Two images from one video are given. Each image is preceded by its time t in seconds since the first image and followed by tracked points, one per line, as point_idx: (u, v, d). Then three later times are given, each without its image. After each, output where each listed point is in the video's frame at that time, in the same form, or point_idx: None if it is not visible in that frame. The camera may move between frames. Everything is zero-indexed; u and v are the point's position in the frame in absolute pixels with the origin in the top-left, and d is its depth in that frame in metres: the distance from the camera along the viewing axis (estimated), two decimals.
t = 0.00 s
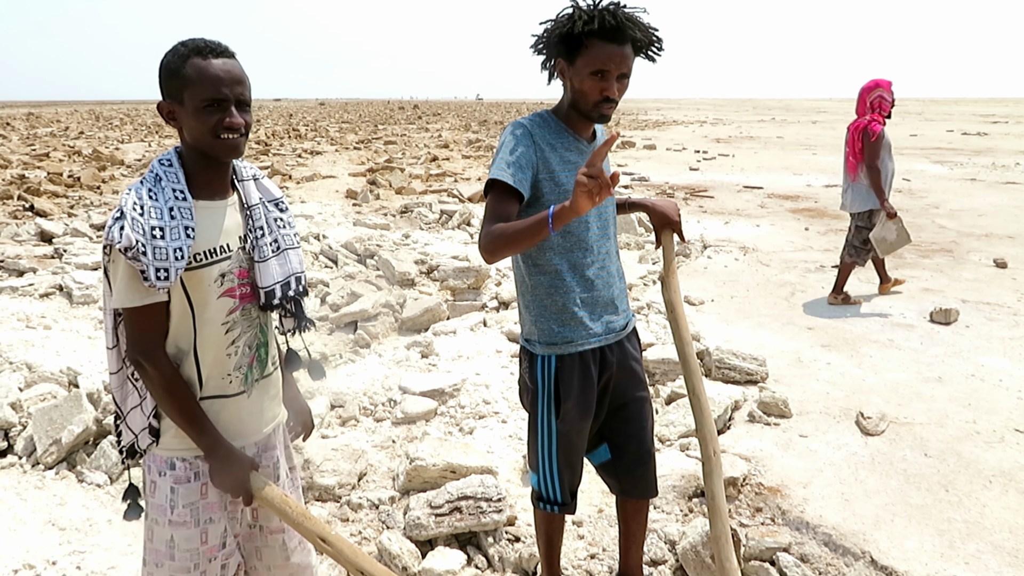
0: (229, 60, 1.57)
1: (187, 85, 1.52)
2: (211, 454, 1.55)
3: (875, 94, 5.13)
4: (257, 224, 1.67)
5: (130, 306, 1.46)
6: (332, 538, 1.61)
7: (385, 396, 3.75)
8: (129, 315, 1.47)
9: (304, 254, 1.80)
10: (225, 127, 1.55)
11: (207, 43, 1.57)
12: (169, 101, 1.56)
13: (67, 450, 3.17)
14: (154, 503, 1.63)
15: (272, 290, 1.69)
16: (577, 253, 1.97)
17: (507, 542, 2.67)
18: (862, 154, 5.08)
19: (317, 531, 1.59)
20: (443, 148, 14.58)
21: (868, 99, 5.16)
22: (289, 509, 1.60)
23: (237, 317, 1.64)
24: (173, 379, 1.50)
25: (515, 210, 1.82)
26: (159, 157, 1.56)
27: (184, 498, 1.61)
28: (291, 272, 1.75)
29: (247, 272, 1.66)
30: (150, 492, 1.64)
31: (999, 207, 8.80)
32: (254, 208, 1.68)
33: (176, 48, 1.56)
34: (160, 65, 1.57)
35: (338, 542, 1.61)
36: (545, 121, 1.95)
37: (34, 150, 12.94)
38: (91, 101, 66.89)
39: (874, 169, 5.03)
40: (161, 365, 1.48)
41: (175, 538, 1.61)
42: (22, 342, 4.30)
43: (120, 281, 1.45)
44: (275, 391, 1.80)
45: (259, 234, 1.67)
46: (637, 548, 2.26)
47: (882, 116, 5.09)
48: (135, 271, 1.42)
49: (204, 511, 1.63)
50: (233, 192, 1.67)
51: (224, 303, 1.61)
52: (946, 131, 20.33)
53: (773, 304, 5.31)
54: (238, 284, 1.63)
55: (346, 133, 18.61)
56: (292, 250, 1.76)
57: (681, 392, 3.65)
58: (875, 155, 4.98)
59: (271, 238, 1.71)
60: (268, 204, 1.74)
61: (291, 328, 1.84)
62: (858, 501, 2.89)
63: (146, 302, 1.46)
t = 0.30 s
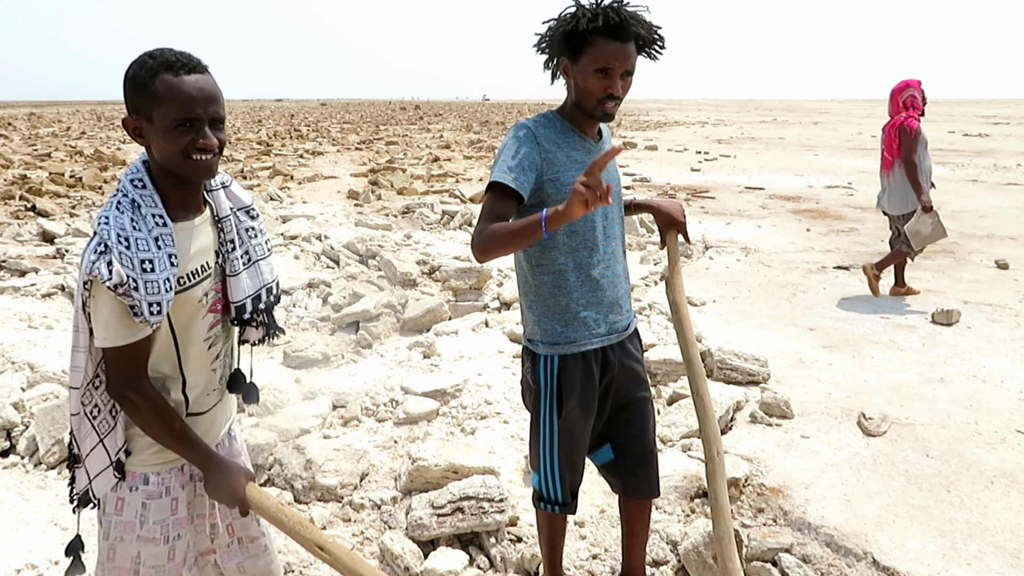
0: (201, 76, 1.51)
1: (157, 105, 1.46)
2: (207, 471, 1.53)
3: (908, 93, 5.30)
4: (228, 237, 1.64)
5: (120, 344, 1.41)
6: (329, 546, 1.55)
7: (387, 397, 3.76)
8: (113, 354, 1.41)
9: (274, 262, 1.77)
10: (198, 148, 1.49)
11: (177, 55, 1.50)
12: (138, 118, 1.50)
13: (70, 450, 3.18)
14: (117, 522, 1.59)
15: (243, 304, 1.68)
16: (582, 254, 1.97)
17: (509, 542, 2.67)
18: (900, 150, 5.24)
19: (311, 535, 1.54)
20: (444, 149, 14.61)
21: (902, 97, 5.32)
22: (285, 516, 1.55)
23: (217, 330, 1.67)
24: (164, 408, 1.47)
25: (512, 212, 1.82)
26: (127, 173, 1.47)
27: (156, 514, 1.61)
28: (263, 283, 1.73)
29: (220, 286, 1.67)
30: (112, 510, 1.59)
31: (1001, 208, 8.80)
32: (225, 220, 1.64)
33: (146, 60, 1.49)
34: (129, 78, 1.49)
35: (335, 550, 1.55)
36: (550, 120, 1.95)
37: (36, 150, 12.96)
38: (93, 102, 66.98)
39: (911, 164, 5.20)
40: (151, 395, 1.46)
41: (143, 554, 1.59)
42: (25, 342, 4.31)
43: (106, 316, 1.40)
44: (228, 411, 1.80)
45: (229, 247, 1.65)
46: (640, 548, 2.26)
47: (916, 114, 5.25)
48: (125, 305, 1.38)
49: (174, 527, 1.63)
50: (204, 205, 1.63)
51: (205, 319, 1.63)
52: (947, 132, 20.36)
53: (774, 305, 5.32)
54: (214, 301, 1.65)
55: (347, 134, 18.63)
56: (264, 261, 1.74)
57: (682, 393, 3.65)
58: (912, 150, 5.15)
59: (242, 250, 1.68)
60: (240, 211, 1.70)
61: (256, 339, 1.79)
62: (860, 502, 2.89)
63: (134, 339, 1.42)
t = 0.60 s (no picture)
0: (204, 85, 1.51)
1: (157, 110, 1.45)
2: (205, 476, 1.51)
3: (951, 97, 5.27)
4: (219, 234, 1.65)
5: (127, 344, 1.42)
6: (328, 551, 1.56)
7: (388, 396, 3.76)
8: (119, 355, 1.42)
9: (262, 262, 1.78)
10: (194, 157, 1.49)
11: (181, 61, 1.49)
12: (135, 119, 1.48)
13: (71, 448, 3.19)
14: (117, 523, 1.59)
15: (232, 301, 1.69)
16: (586, 255, 1.97)
17: (509, 543, 2.68)
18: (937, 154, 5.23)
19: (310, 541, 1.54)
20: (446, 149, 14.61)
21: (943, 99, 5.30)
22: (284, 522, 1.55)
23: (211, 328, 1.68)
24: (166, 411, 1.48)
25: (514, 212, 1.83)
26: (120, 172, 1.46)
27: (159, 513, 1.61)
28: (252, 281, 1.74)
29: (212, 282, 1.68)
30: (112, 513, 1.59)
31: (1003, 211, 8.80)
32: (216, 217, 1.65)
33: (148, 63, 1.48)
34: (130, 79, 1.48)
35: (334, 554, 1.56)
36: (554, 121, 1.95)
37: (38, 148, 12.97)
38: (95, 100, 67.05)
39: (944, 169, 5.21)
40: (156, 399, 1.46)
41: (147, 554, 1.60)
42: (27, 339, 4.32)
43: (112, 319, 1.40)
44: (218, 413, 1.79)
45: (220, 243, 1.66)
46: (641, 550, 2.26)
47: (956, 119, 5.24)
48: (133, 306, 1.38)
49: (177, 524, 1.64)
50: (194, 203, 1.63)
51: (202, 317, 1.63)
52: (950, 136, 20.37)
53: (775, 307, 5.32)
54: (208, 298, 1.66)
55: (348, 133, 18.65)
56: (253, 257, 1.75)
57: (683, 395, 3.66)
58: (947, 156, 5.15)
59: (233, 247, 1.69)
60: (229, 208, 1.71)
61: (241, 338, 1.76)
62: (860, 505, 2.89)
63: (139, 340, 1.43)
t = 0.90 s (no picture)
0: (222, 99, 1.52)
1: (177, 122, 1.46)
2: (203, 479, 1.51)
3: (1000, 100, 5.29)
4: (229, 235, 1.65)
5: (126, 334, 1.43)
6: (329, 554, 1.55)
7: (389, 398, 3.77)
8: (123, 343, 1.43)
9: (277, 260, 1.79)
10: (210, 166, 1.51)
11: (200, 76, 1.50)
12: (154, 126, 1.49)
13: (73, 450, 3.19)
14: (138, 511, 1.62)
15: (245, 300, 1.68)
16: (586, 257, 1.98)
17: (510, 544, 2.68)
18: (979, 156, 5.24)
19: (311, 547, 1.55)
20: (446, 151, 14.63)
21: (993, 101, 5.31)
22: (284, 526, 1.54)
23: (223, 325, 1.68)
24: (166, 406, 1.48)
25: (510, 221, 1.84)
26: (133, 174, 1.49)
27: (174, 506, 1.62)
28: (265, 280, 1.74)
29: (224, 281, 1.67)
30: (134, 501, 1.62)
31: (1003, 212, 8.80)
32: (226, 220, 1.65)
33: (167, 75, 1.48)
34: (147, 87, 1.48)
35: (336, 557, 1.55)
36: (553, 124, 1.94)
37: (38, 150, 13.00)
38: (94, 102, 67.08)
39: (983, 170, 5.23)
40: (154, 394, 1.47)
41: (162, 547, 1.62)
42: (28, 342, 4.32)
43: (113, 308, 1.41)
44: (237, 412, 1.79)
45: (230, 245, 1.65)
46: (642, 551, 2.27)
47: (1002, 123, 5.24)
48: (131, 298, 1.39)
49: (192, 521, 1.64)
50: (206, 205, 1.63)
51: (212, 315, 1.64)
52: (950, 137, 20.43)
53: (776, 308, 5.32)
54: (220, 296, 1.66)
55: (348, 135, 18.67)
56: (265, 258, 1.75)
57: (683, 396, 3.66)
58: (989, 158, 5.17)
59: (244, 248, 1.69)
60: (241, 211, 1.71)
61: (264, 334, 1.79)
62: (861, 506, 2.89)
63: (140, 330, 1.43)
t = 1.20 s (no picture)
0: (252, 111, 1.53)
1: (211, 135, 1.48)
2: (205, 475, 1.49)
3: None
4: (259, 237, 1.66)
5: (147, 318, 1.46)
6: (331, 558, 1.55)
7: (392, 400, 3.77)
8: (146, 328, 1.47)
9: (304, 264, 1.80)
10: (240, 173, 1.52)
11: (232, 88, 1.51)
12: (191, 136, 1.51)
13: (76, 451, 3.20)
14: (157, 493, 1.64)
15: (270, 298, 1.69)
16: (589, 259, 1.99)
17: (512, 546, 2.68)
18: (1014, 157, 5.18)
19: (314, 550, 1.55)
20: (448, 154, 14.65)
21: None
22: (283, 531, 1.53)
23: (250, 322, 1.68)
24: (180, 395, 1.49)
25: (512, 226, 1.86)
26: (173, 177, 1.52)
27: (191, 493, 1.63)
28: (290, 281, 1.75)
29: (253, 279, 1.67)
30: (155, 481, 1.65)
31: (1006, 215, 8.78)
32: (257, 221, 1.66)
33: (202, 89, 1.50)
34: (184, 99, 1.51)
35: (337, 561, 1.55)
36: (556, 128, 1.95)
37: (42, 153, 13.05)
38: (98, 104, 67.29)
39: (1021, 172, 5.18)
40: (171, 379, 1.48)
41: (175, 534, 1.63)
42: (31, 344, 4.33)
43: (140, 294, 1.46)
44: (256, 407, 1.80)
45: (260, 244, 1.67)
46: (645, 554, 2.27)
47: None
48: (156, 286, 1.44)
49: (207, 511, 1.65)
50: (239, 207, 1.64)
51: (239, 310, 1.65)
52: (953, 139, 20.41)
53: (778, 311, 5.32)
54: (249, 293, 1.66)
55: (350, 137, 18.73)
56: (292, 261, 1.76)
57: (686, 399, 3.66)
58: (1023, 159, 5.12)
59: (272, 249, 1.70)
60: (272, 216, 1.71)
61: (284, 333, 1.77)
62: (864, 509, 2.89)
63: (163, 316, 1.47)
